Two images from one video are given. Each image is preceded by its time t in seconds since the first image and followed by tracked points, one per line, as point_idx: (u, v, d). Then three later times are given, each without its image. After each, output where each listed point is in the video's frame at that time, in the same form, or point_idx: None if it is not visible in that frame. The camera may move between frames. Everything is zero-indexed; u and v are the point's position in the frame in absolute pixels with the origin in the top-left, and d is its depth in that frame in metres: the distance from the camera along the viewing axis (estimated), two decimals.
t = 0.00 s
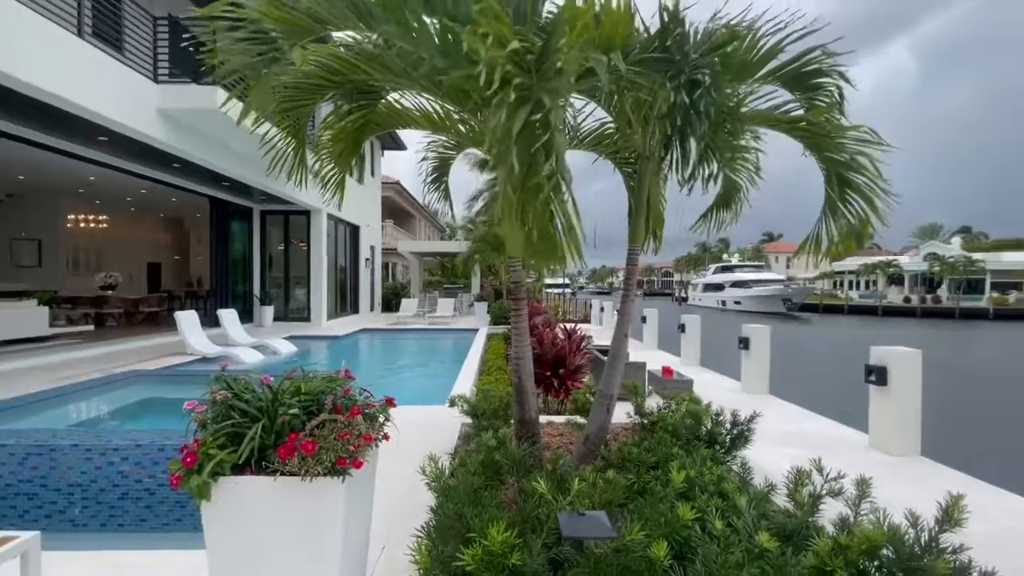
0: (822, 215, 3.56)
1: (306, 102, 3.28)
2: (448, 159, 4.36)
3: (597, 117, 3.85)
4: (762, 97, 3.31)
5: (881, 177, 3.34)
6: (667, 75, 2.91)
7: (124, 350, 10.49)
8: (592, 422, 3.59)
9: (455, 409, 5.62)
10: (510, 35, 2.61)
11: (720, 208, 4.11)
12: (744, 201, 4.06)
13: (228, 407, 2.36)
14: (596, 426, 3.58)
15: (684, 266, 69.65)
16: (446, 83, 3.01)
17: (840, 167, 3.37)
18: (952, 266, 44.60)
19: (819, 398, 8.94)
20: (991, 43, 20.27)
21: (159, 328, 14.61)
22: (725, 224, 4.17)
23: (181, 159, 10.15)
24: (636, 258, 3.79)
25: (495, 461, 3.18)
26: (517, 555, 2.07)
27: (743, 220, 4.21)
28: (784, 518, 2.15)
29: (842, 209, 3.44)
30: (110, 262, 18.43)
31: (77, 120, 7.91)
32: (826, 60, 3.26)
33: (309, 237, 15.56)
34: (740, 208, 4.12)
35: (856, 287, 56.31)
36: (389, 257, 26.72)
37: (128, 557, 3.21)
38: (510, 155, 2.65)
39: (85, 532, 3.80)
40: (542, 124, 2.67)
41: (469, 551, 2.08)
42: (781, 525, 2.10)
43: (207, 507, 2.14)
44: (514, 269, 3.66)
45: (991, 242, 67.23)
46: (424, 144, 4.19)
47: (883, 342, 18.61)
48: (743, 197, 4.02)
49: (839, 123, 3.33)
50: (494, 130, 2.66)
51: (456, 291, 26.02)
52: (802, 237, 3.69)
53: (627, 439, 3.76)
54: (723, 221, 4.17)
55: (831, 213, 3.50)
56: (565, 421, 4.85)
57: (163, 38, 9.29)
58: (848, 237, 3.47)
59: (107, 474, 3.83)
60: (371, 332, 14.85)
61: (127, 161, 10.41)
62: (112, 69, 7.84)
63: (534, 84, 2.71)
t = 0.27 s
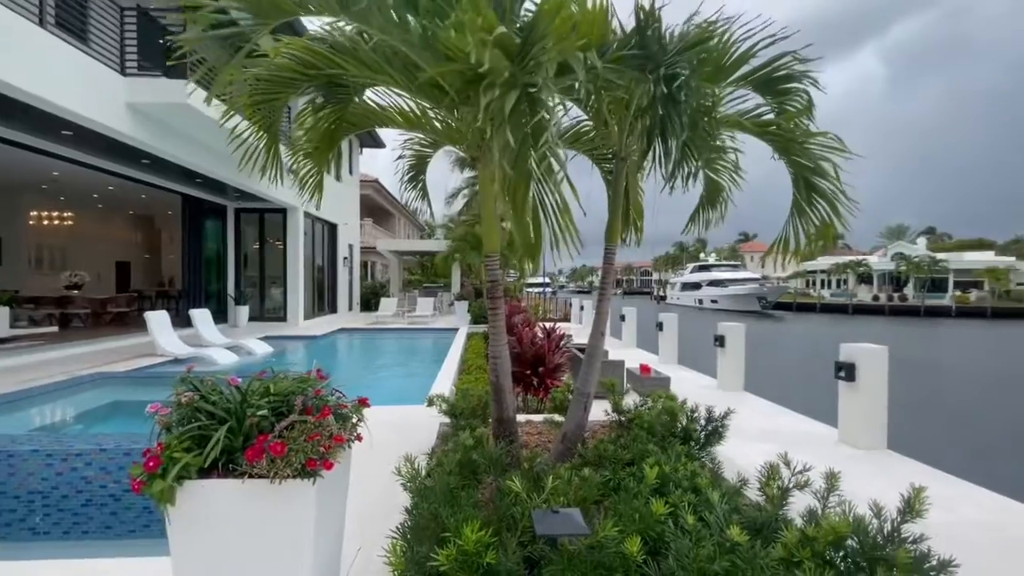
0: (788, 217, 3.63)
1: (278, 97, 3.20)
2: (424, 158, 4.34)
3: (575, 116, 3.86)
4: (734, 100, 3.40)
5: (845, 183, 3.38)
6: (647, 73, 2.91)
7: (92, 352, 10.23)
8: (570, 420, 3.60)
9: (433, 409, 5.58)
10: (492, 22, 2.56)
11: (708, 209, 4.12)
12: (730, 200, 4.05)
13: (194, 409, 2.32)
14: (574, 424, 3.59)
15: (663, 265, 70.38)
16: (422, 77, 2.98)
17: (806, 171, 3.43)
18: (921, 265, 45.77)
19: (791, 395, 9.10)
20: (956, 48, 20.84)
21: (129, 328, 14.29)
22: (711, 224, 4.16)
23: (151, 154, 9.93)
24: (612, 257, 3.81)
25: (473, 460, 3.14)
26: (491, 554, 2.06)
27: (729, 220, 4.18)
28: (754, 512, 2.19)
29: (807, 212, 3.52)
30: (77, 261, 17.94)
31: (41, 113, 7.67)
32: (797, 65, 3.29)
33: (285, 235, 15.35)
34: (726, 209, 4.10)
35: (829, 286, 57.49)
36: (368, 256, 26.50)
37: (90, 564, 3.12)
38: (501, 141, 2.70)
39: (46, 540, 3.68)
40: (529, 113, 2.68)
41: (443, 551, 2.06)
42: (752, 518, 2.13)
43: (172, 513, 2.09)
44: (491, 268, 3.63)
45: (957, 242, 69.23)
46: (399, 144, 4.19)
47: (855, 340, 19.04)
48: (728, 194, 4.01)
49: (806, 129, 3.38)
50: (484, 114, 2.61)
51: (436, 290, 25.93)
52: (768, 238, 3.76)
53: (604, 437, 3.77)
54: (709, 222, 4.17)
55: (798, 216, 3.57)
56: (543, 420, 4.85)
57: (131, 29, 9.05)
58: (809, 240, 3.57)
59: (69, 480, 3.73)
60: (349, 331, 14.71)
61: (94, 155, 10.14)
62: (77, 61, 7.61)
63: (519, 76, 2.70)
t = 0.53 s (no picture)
0: (765, 215, 3.67)
1: (250, 91, 3.13)
2: (403, 158, 4.27)
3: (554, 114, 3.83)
4: (709, 98, 3.44)
5: (818, 181, 3.44)
6: (629, 72, 2.90)
7: (58, 354, 9.95)
8: (548, 419, 3.60)
9: (411, 409, 5.54)
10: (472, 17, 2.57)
11: (681, 213, 4.23)
12: (703, 204, 4.15)
13: (159, 412, 2.26)
14: (552, 423, 3.59)
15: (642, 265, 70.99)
16: (398, 73, 2.95)
17: (781, 169, 3.47)
18: (890, 263, 46.94)
19: (766, 392, 9.23)
20: (924, 52, 21.40)
21: (98, 330, 13.94)
22: (688, 227, 4.28)
23: (118, 150, 9.70)
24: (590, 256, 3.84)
25: (451, 460, 3.08)
26: (467, 554, 2.03)
27: (705, 222, 4.27)
28: (727, 506, 2.21)
29: (783, 209, 3.56)
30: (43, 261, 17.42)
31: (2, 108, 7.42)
32: (770, 66, 3.34)
33: (261, 235, 15.12)
34: (700, 213, 4.20)
35: (803, 284, 58.59)
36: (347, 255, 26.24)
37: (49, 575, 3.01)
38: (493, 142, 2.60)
39: (6, 550, 3.57)
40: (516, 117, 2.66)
41: (419, 553, 2.03)
42: (725, 513, 2.15)
43: (134, 519, 2.03)
44: (469, 266, 3.60)
45: (925, 241, 71.13)
46: (379, 142, 4.11)
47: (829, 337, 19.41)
48: (702, 198, 4.13)
49: (779, 128, 3.43)
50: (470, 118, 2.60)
51: (416, 290, 25.78)
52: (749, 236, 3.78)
53: (582, 435, 3.76)
54: (686, 225, 4.28)
55: (775, 213, 3.61)
56: (522, 419, 4.83)
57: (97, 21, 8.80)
58: (786, 237, 3.61)
59: (30, 488, 3.62)
60: (327, 331, 14.54)
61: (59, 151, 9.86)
62: (40, 54, 7.38)
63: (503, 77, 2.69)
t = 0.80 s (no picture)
0: (740, 215, 3.70)
1: (221, 87, 3.07)
2: (382, 156, 4.22)
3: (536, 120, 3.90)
4: (685, 101, 3.46)
5: (792, 179, 3.49)
6: (608, 75, 2.87)
7: (23, 357, 9.67)
8: (527, 418, 3.59)
9: (388, 410, 5.48)
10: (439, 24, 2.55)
11: (654, 213, 4.28)
12: (677, 203, 4.23)
13: (124, 417, 2.21)
14: (532, 422, 3.58)
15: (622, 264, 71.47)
16: (374, 70, 2.92)
17: (755, 169, 3.52)
18: (861, 262, 48.11)
19: (740, 389, 9.38)
20: (895, 56, 21.86)
21: (66, 331, 13.59)
22: (663, 226, 4.33)
23: (85, 146, 9.46)
24: (568, 256, 3.86)
25: (428, 461, 3.03)
26: (444, 555, 2.02)
27: (678, 222, 4.37)
28: (701, 502, 2.25)
29: (758, 208, 3.60)
30: (7, 260, 16.90)
31: None
32: (744, 69, 3.34)
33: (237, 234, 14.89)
34: (674, 212, 4.29)
35: (777, 283, 59.64)
36: (325, 254, 25.95)
37: None
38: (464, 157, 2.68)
39: None
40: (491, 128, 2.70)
41: (394, 555, 2.01)
42: (700, 508, 2.19)
43: (96, 527, 1.97)
44: (447, 266, 3.58)
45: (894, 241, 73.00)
46: (358, 141, 4.05)
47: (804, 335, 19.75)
48: (676, 199, 4.19)
49: (753, 128, 3.48)
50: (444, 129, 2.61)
51: (396, 290, 25.63)
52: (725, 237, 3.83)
53: (561, 433, 3.76)
54: (660, 224, 4.34)
55: (749, 213, 3.65)
56: (501, 418, 4.82)
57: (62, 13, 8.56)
58: (762, 235, 3.65)
59: None
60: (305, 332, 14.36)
61: (23, 146, 9.57)
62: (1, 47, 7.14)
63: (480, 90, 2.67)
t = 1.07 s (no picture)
0: (714, 215, 3.75)
1: (191, 82, 3.00)
2: (362, 154, 4.18)
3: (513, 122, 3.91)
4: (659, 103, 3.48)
5: (765, 178, 3.56)
6: (587, 76, 2.88)
7: None
8: (506, 417, 3.58)
9: (366, 411, 5.42)
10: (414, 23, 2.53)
11: (629, 209, 4.31)
12: (650, 201, 4.28)
13: (86, 421, 2.15)
14: (511, 420, 3.57)
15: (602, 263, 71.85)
16: (350, 66, 2.89)
17: (729, 169, 3.58)
18: (834, 262, 49.02)
19: (716, 386, 9.48)
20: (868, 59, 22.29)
21: (33, 334, 13.22)
22: (636, 224, 4.39)
23: (50, 141, 9.20)
24: (546, 255, 3.86)
25: (406, 462, 2.99)
26: (420, 556, 2.00)
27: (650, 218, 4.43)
28: (678, 498, 2.28)
29: (732, 208, 3.65)
30: None
31: None
32: (716, 71, 3.35)
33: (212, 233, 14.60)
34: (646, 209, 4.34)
35: (754, 282, 60.48)
36: (302, 254, 25.64)
37: None
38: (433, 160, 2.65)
39: None
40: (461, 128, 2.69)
41: (369, 558, 1.99)
42: (674, 503, 2.25)
43: (56, 536, 1.90)
44: (425, 265, 3.56)
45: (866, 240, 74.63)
46: (336, 139, 4.00)
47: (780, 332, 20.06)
48: (649, 198, 4.24)
49: (726, 129, 3.52)
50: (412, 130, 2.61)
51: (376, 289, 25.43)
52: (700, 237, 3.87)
53: (540, 432, 3.75)
54: (634, 222, 4.39)
55: (724, 212, 3.70)
56: (479, 418, 4.80)
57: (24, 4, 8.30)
58: (735, 235, 3.71)
59: None
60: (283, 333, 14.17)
61: None
62: None
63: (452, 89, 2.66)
